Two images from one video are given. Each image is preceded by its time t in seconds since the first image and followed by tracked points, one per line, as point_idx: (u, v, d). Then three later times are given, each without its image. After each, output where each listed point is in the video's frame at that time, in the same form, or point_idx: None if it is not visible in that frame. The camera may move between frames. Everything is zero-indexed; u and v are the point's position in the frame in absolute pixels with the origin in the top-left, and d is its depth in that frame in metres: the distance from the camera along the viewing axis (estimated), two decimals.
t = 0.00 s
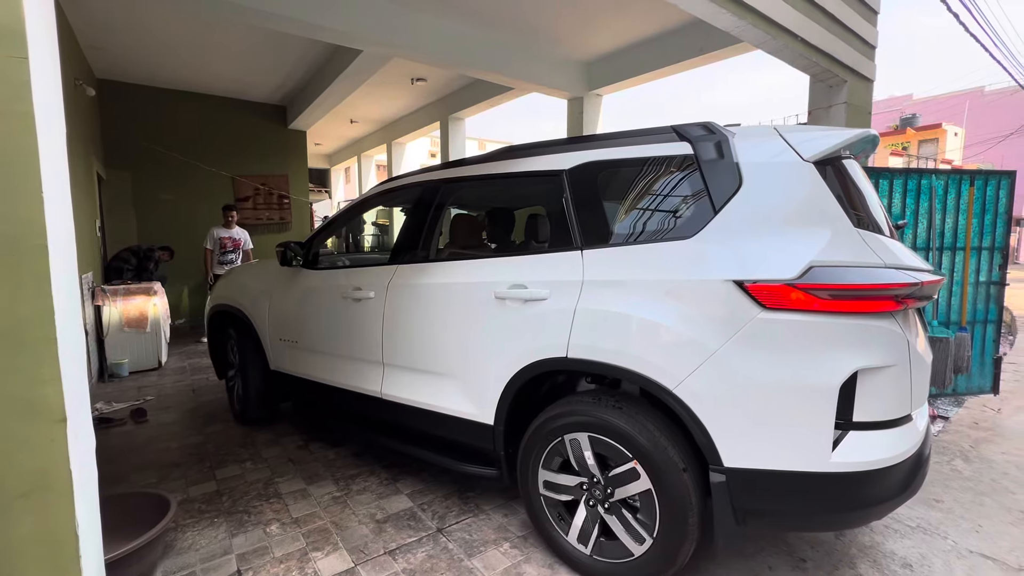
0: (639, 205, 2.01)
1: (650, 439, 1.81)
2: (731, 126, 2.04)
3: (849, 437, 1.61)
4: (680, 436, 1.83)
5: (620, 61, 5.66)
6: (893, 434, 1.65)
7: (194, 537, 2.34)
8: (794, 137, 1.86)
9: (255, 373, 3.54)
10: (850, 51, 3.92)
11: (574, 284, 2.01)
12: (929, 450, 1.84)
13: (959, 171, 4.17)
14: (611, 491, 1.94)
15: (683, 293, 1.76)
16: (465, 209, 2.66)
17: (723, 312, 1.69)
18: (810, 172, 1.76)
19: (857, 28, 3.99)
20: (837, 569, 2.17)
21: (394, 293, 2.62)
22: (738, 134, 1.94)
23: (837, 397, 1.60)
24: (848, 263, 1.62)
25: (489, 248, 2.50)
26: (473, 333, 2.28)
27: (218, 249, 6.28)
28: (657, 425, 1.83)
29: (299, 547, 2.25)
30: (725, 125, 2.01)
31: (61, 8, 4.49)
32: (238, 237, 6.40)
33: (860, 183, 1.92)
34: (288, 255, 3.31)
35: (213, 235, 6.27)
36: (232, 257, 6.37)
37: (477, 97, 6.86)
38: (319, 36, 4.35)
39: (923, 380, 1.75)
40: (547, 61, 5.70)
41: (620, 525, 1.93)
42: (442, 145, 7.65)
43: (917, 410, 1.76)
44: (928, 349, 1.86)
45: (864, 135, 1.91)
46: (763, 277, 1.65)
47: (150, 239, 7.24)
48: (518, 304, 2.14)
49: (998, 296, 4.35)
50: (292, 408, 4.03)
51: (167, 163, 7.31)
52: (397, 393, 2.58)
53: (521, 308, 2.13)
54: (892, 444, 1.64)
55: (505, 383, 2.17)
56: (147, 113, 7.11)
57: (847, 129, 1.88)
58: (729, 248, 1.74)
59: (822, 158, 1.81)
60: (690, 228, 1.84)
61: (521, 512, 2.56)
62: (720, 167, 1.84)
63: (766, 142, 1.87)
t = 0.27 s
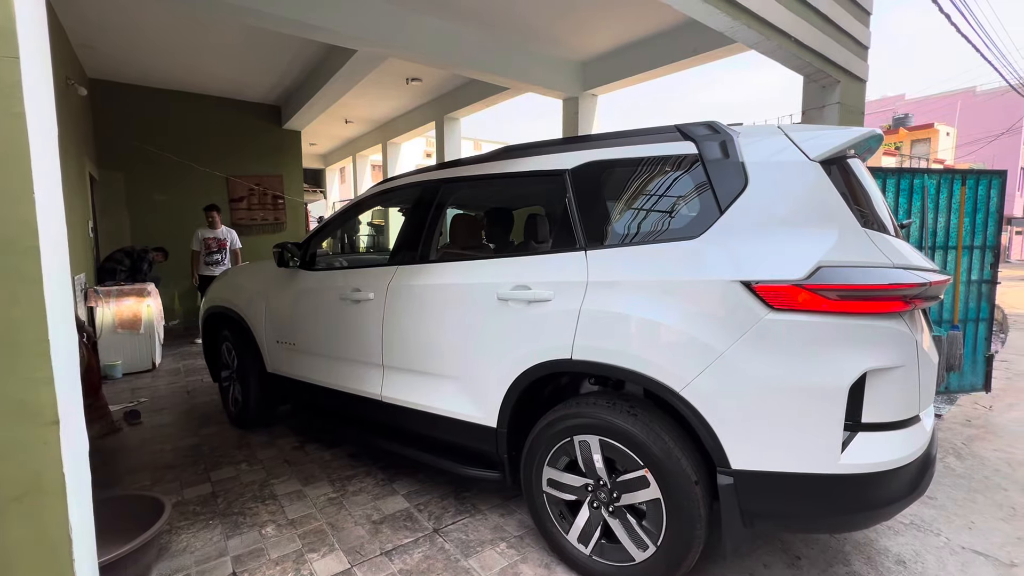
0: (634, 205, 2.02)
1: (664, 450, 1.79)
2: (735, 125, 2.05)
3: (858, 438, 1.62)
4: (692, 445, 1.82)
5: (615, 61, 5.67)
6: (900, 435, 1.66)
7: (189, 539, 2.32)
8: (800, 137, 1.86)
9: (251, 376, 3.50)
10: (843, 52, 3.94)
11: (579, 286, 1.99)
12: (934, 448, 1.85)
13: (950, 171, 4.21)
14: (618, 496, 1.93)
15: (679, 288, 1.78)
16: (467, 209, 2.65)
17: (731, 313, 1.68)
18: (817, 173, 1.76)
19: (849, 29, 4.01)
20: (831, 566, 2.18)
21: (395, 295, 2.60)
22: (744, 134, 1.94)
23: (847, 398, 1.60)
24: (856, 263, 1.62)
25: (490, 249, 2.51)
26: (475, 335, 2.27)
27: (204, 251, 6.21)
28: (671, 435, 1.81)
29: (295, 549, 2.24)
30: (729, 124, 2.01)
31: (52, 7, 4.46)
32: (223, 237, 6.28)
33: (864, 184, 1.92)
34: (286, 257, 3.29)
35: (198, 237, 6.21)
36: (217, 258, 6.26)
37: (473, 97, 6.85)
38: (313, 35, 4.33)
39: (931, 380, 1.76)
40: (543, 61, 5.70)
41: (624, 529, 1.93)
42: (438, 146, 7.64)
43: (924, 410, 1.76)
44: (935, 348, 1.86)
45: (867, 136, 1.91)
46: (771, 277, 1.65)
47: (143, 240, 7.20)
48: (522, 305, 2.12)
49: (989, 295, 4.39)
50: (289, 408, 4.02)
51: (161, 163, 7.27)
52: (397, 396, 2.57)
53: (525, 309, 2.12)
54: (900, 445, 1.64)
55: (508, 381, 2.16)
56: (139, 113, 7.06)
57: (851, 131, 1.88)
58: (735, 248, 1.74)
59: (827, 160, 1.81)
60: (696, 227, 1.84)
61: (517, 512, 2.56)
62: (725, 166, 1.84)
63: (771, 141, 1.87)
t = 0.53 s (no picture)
0: (628, 204, 2.03)
1: (689, 466, 1.75)
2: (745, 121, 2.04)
3: (875, 440, 1.61)
4: (710, 457, 1.80)
5: (609, 60, 5.68)
6: (919, 436, 1.64)
7: (182, 541, 2.31)
8: (815, 133, 1.82)
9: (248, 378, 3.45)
10: (836, 51, 3.96)
11: (588, 286, 1.97)
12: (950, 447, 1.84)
13: (942, 170, 4.23)
14: (629, 503, 1.89)
15: (676, 284, 1.79)
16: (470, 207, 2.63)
17: (746, 313, 1.67)
18: (831, 171, 1.73)
19: (842, 28, 4.03)
20: (825, 563, 2.19)
21: (398, 295, 2.56)
22: (758, 130, 1.92)
23: (865, 398, 1.58)
24: (872, 261, 1.61)
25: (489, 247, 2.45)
26: (479, 336, 2.24)
27: (189, 252, 6.17)
28: (694, 448, 1.77)
29: (289, 550, 2.23)
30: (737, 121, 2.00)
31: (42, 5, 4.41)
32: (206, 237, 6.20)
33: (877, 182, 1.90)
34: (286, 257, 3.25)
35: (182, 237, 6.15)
36: (203, 258, 6.21)
37: (467, 96, 6.84)
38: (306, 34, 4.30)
39: (948, 379, 1.74)
40: (537, 60, 5.70)
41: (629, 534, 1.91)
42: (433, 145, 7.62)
43: (941, 410, 1.75)
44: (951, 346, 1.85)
45: (887, 132, 1.86)
46: (782, 277, 1.64)
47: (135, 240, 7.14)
48: (530, 305, 2.10)
49: (981, 292, 4.41)
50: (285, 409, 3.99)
51: (154, 163, 7.22)
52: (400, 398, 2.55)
53: (533, 309, 2.09)
54: (918, 445, 1.63)
55: (518, 381, 2.14)
56: (131, 112, 7.01)
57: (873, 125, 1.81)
58: (746, 248, 1.73)
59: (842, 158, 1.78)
60: (707, 227, 1.83)
61: (514, 511, 2.56)
62: (737, 164, 1.83)
63: (785, 136, 1.84)
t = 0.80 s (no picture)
0: (625, 200, 2.04)
1: (719, 490, 1.69)
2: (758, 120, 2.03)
3: (901, 444, 1.55)
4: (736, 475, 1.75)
5: (604, 59, 5.67)
6: (944, 439, 1.59)
7: (175, 543, 2.29)
8: (833, 131, 1.80)
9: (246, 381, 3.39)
10: (829, 50, 3.97)
11: (602, 285, 1.93)
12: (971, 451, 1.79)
13: (934, 168, 4.25)
14: (646, 514, 1.84)
15: (675, 284, 1.79)
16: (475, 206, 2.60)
17: (767, 314, 1.63)
18: (852, 168, 1.70)
19: (835, 27, 4.04)
20: (818, 560, 2.20)
21: (403, 296, 2.53)
22: (773, 129, 1.90)
23: (892, 402, 1.53)
24: (895, 261, 1.56)
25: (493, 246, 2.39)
26: (488, 338, 2.21)
27: (178, 252, 6.16)
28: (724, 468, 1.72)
29: (284, 551, 2.22)
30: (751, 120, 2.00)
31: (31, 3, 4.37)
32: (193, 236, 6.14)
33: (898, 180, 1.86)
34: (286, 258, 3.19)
35: (169, 237, 6.14)
36: (191, 258, 6.16)
37: (462, 95, 6.82)
38: (300, 32, 4.28)
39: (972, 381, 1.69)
40: (532, 58, 5.69)
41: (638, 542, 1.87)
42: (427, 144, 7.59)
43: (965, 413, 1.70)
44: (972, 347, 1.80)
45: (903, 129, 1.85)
46: (806, 277, 1.59)
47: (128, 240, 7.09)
48: (540, 307, 2.06)
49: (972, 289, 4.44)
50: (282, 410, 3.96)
51: (147, 162, 7.18)
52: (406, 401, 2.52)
53: (545, 310, 2.05)
54: (945, 450, 1.58)
55: (529, 385, 2.11)
56: (122, 111, 6.95)
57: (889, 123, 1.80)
58: (764, 247, 1.69)
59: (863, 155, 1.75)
60: (726, 226, 1.79)
61: (509, 511, 2.55)
62: (756, 162, 1.80)
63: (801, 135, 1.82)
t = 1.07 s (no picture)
0: (616, 200, 2.05)
1: (744, 512, 1.67)
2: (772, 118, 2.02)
3: (925, 446, 1.54)
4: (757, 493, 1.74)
5: (599, 58, 5.68)
6: (966, 442, 1.58)
7: (170, 544, 2.28)
8: (852, 129, 1.79)
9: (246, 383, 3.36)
10: (823, 50, 3.99)
11: (616, 286, 1.91)
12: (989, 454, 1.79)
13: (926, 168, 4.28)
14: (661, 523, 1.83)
15: (676, 285, 1.79)
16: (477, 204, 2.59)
17: (787, 316, 1.61)
18: (872, 166, 1.68)
19: (829, 27, 4.06)
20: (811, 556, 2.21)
21: (409, 299, 2.50)
22: (791, 127, 1.89)
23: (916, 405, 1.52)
24: (917, 261, 1.54)
25: (498, 246, 2.38)
26: (497, 340, 2.19)
27: (170, 252, 6.11)
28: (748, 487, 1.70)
29: (280, 551, 2.21)
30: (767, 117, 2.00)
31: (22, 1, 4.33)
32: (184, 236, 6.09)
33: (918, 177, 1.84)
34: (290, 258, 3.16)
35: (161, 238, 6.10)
36: (182, 258, 6.12)
37: (458, 94, 6.80)
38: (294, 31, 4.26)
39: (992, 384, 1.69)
40: (528, 58, 5.68)
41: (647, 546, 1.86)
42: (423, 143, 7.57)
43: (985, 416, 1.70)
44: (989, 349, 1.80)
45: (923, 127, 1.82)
46: (828, 277, 1.57)
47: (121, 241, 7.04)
48: (552, 309, 2.04)
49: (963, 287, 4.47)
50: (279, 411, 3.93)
51: (141, 162, 7.15)
52: (411, 404, 2.50)
53: (557, 311, 2.03)
54: (967, 453, 1.57)
55: (541, 387, 2.09)
56: (116, 111, 6.91)
57: (908, 120, 1.78)
58: (780, 247, 1.67)
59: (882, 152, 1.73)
60: (744, 224, 1.77)
61: (506, 509, 2.55)
62: (773, 159, 1.79)
63: (819, 133, 1.81)
